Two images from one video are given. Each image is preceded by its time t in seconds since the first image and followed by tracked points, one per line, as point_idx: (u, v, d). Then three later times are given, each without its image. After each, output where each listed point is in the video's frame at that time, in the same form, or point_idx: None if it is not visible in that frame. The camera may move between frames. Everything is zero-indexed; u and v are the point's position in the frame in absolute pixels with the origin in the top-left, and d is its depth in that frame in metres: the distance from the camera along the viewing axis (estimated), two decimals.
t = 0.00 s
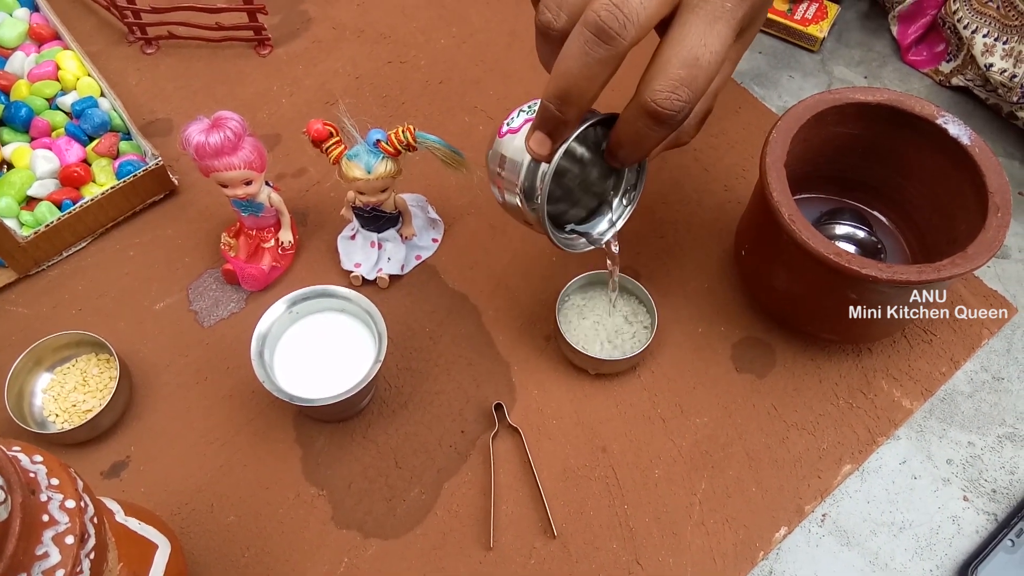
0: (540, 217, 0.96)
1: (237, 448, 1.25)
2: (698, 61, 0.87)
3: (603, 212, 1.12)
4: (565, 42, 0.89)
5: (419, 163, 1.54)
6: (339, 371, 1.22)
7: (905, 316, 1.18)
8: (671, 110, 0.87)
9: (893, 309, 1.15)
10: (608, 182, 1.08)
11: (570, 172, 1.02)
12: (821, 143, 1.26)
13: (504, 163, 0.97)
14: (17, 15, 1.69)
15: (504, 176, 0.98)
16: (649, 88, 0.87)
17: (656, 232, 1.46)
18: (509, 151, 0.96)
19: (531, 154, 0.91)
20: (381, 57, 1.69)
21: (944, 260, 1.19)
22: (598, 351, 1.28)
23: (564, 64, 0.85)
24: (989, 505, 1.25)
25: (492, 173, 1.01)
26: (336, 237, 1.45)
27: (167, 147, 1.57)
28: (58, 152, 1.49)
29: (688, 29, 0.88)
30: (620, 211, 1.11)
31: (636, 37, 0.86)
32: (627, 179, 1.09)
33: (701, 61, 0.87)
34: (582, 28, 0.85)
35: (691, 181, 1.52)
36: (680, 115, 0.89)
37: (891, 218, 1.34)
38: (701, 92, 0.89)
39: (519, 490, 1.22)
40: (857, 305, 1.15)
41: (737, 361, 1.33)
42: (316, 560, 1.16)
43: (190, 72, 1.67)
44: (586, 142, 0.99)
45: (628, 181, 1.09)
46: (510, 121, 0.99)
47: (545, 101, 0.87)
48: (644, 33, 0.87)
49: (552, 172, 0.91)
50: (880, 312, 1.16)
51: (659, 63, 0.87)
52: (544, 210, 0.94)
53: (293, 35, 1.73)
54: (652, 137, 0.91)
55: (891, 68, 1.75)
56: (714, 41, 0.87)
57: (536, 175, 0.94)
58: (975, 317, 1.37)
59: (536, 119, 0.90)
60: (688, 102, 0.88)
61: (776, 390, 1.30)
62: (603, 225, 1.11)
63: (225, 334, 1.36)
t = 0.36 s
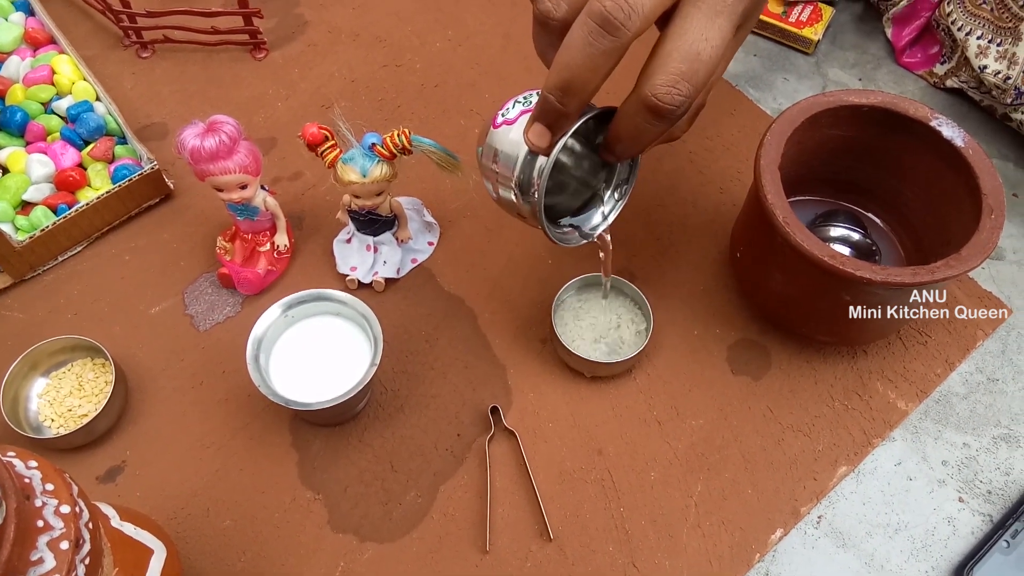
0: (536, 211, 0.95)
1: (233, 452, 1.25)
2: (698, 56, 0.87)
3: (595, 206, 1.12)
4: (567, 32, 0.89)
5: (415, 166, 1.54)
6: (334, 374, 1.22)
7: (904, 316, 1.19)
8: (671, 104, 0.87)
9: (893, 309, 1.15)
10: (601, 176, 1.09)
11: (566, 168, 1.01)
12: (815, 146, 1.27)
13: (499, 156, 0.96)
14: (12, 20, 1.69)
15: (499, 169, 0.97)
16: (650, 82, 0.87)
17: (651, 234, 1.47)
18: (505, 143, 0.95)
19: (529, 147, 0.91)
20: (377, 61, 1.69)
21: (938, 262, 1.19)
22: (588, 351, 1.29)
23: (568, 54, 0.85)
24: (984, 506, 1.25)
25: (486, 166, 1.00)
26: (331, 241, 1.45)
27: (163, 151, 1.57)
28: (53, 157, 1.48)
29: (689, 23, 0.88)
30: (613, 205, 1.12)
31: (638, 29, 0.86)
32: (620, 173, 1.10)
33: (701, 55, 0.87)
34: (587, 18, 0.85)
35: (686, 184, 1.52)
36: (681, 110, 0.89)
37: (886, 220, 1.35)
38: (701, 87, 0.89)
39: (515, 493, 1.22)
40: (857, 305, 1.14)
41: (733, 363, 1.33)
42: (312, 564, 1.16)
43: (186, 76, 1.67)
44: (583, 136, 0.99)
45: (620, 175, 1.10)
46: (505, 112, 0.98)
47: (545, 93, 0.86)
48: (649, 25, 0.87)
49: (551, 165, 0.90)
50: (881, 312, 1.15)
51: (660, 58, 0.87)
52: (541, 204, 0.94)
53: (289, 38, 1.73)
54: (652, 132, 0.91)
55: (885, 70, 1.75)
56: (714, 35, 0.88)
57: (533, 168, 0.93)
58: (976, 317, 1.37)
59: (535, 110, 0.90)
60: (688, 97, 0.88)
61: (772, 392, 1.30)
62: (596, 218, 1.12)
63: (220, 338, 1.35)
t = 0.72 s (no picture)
0: (526, 215, 0.97)
1: (228, 457, 1.25)
2: (684, 65, 0.88)
3: (583, 210, 1.13)
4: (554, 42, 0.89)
5: (409, 170, 1.55)
6: (328, 379, 1.22)
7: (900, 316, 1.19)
8: (657, 113, 0.88)
9: (891, 309, 1.16)
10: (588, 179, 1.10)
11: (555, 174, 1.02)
12: (806, 148, 1.27)
13: (489, 162, 0.97)
14: (5, 26, 1.69)
15: (489, 175, 0.99)
16: (636, 91, 0.88)
17: (645, 236, 1.47)
18: (495, 150, 0.97)
19: (520, 153, 0.92)
20: (370, 65, 1.70)
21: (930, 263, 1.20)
22: (578, 352, 1.29)
23: (554, 64, 0.85)
24: (978, 506, 1.25)
25: (476, 170, 1.01)
26: (325, 245, 1.45)
27: (157, 156, 1.57)
28: (46, 163, 1.48)
29: (674, 33, 0.88)
30: (600, 209, 1.12)
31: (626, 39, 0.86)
32: (608, 179, 1.11)
33: (688, 66, 0.88)
34: (574, 28, 0.85)
35: (679, 186, 1.53)
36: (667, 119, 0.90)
37: (878, 221, 1.35)
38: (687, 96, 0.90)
39: (510, 496, 1.22)
40: (857, 305, 1.14)
41: (727, 365, 1.34)
42: (308, 569, 1.16)
43: (179, 81, 1.67)
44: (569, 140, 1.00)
45: (608, 180, 1.11)
46: (495, 119, 1.00)
47: (534, 102, 0.87)
48: (636, 35, 0.87)
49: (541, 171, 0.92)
50: (881, 311, 1.16)
51: (646, 67, 0.88)
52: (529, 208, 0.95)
53: (282, 43, 1.73)
54: (638, 139, 0.92)
55: (877, 72, 1.76)
56: (700, 45, 0.88)
57: (523, 173, 0.95)
58: (976, 317, 1.38)
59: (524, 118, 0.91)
60: (672, 106, 0.89)
61: (766, 393, 1.31)
62: (584, 221, 1.12)
63: (215, 343, 1.35)
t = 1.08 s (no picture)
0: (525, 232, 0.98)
1: (227, 458, 1.25)
2: (676, 91, 0.89)
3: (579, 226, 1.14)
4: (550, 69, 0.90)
5: (407, 171, 1.55)
6: (326, 381, 1.21)
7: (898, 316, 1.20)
8: (652, 136, 0.89)
9: (891, 309, 1.16)
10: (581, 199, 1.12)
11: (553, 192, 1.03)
12: (804, 148, 1.27)
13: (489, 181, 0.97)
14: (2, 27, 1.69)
15: (489, 192, 0.99)
16: (631, 114, 0.88)
17: (643, 236, 1.47)
18: (494, 169, 0.97)
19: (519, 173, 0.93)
20: (368, 66, 1.69)
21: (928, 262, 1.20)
22: (577, 352, 1.29)
23: (550, 92, 0.86)
24: (977, 505, 1.26)
25: (475, 187, 1.02)
26: (324, 246, 1.45)
27: (155, 157, 1.56)
28: (44, 164, 1.48)
29: (666, 60, 0.90)
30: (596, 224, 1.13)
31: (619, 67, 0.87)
32: (602, 196, 1.12)
33: (680, 89, 0.89)
34: (570, 57, 0.86)
35: (678, 186, 1.53)
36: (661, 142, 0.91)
37: (876, 221, 1.36)
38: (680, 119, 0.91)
39: (510, 496, 1.22)
40: (857, 305, 1.14)
41: (726, 365, 1.34)
42: (307, 569, 1.16)
43: (177, 82, 1.67)
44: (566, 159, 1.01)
45: (603, 198, 1.12)
46: (494, 140, 1.00)
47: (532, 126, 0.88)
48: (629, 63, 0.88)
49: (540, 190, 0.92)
50: (881, 311, 1.16)
51: (639, 92, 0.89)
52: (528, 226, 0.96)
53: (280, 44, 1.73)
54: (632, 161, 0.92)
55: (875, 72, 1.76)
56: (691, 71, 0.90)
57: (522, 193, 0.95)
58: (976, 317, 1.38)
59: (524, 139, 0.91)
60: (666, 129, 0.90)
61: (765, 393, 1.31)
62: (580, 236, 1.13)
63: (213, 344, 1.35)
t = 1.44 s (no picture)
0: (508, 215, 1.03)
1: (228, 457, 1.25)
2: (617, 50, 0.90)
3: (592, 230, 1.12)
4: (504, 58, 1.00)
5: (407, 169, 1.54)
6: (326, 381, 1.21)
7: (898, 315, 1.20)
8: (600, 96, 0.90)
9: (892, 309, 1.16)
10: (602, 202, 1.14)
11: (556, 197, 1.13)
12: (805, 145, 1.27)
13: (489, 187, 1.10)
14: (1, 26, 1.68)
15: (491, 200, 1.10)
16: (577, 80, 0.91)
17: (644, 234, 1.47)
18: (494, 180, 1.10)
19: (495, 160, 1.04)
20: (368, 64, 1.69)
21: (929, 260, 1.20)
22: (577, 351, 1.29)
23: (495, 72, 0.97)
24: (978, 502, 1.26)
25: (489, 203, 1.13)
26: (324, 245, 1.45)
27: (154, 156, 1.56)
28: (43, 163, 1.48)
29: (610, 26, 0.92)
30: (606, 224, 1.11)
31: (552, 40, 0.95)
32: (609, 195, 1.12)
33: (622, 49, 0.90)
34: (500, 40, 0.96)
35: (678, 184, 1.53)
36: (612, 104, 0.91)
37: (878, 218, 1.35)
38: (633, 77, 0.91)
39: (510, 495, 1.22)
40: (857, 305, 1.14)
41: (726, 362, 1.33)
42: (308, 569, 1.16)
43: (175, 81, 1.67)
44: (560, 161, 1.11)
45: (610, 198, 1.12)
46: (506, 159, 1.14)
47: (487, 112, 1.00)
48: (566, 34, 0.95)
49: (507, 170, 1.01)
50: (881, 311, 1.16)
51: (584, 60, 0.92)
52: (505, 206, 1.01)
53: (279, 42, 1.73)
54: (590, 128, 0.93)
55: (875, 68, 1.76)
56: (634, 31, 0.91)
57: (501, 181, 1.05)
58: (976, 317, 1.37)
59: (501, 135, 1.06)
60: (615, 88, 0.90)
61: (766, 391, 1.31)
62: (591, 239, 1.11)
63: (214, 344, 1.35)
